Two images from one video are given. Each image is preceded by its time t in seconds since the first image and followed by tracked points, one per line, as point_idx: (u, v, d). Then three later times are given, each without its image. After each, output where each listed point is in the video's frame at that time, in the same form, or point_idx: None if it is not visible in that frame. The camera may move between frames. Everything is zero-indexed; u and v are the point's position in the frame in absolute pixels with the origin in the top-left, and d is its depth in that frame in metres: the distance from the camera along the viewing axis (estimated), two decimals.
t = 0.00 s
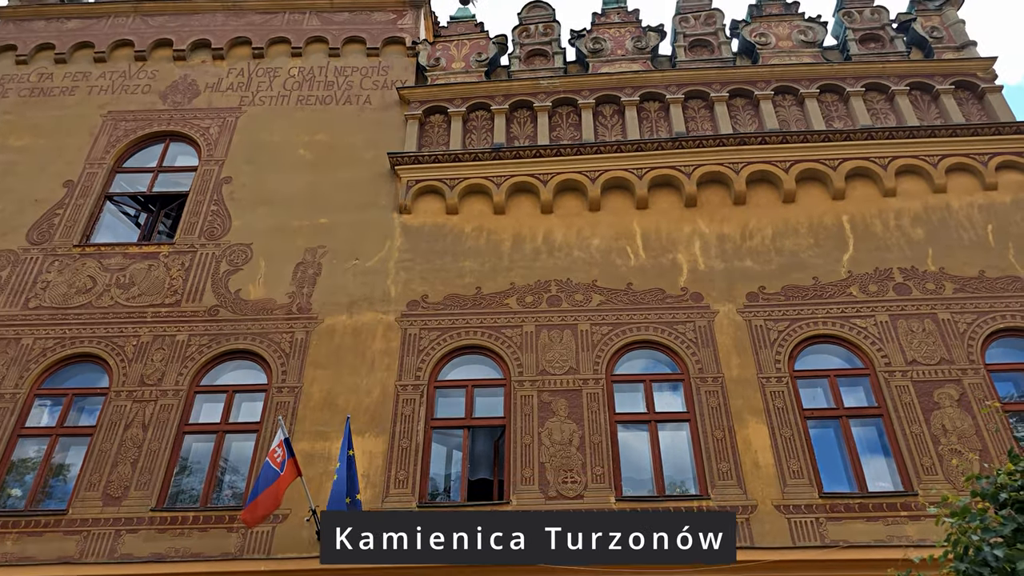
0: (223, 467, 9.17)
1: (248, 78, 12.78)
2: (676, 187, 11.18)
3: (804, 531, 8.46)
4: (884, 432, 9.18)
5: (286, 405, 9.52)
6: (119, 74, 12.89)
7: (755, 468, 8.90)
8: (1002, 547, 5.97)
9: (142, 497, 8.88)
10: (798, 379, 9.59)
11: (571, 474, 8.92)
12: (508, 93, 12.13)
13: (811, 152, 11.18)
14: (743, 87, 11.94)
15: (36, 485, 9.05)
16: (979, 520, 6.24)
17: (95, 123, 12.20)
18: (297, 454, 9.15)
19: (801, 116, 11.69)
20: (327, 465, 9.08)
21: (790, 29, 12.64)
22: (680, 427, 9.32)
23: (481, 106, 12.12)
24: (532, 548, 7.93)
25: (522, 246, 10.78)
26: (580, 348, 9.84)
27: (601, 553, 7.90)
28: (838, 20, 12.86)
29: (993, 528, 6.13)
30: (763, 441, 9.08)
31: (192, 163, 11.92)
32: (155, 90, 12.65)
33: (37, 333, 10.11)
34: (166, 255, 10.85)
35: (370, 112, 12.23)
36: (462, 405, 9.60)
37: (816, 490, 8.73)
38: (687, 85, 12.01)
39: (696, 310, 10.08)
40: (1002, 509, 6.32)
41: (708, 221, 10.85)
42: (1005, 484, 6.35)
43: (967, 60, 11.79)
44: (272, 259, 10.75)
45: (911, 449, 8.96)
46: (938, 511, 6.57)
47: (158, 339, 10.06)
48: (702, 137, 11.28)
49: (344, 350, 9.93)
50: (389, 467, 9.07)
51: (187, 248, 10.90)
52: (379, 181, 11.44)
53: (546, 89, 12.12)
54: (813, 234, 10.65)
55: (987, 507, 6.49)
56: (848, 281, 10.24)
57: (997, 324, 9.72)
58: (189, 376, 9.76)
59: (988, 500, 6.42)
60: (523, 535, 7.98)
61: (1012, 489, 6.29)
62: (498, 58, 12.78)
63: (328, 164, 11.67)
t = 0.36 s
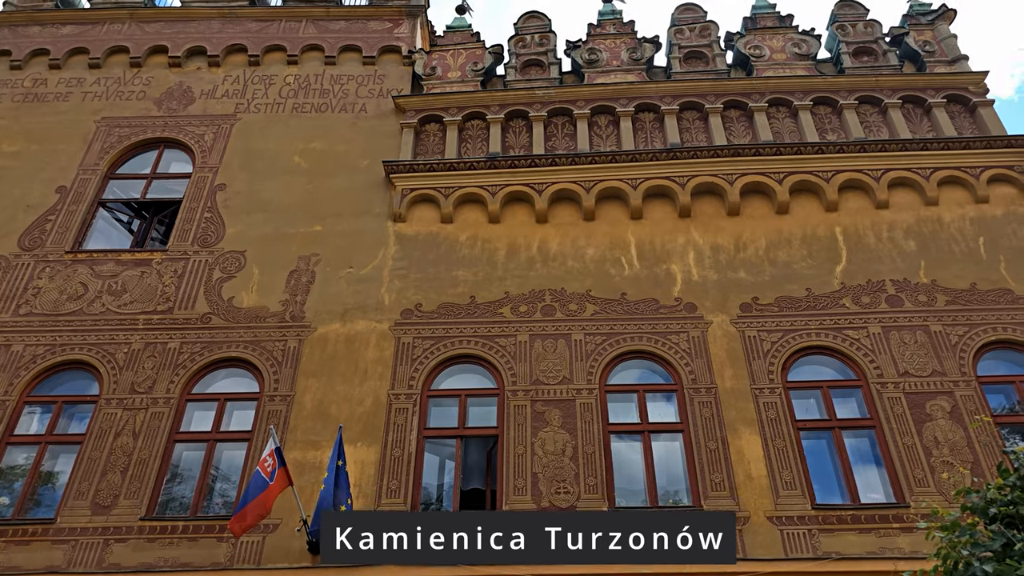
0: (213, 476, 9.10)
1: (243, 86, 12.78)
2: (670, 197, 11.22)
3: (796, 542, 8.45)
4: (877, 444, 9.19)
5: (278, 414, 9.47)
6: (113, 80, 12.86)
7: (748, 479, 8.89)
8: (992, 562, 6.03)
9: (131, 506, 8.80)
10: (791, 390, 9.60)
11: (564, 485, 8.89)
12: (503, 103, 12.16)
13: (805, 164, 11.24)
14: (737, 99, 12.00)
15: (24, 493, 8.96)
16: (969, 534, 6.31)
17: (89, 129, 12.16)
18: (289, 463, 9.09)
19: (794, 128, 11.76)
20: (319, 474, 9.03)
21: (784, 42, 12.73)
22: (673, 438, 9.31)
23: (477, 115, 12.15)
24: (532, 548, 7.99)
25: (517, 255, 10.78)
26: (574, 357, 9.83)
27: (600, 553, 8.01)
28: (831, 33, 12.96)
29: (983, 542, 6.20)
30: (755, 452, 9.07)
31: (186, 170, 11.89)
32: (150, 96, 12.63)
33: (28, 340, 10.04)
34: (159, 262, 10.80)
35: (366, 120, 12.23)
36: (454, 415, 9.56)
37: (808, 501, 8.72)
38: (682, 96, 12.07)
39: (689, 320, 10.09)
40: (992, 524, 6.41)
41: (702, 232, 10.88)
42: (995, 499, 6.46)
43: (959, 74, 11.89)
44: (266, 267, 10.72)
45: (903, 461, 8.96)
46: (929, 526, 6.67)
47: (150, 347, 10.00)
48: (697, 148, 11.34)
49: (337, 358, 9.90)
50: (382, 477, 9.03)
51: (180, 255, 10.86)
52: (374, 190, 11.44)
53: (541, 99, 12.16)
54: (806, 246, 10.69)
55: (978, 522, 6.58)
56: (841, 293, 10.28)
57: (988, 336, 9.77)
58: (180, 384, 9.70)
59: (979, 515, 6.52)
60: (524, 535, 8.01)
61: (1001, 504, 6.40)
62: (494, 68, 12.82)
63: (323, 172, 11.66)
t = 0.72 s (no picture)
0: (201, 488, 9.03)
1: (236, 96, 12.79)
2: (662, 211, 11.26)
3: (786, 557, 8.44)
4: (867, 458, 9.20)
5: (268, 425, 9.42)
6: (106, 89, 12.85)
7: (738, 493, 8.88)
8: None
9: (117, 518, 8.72)
10: (781, 404, 9.62)
11: (554, 498, 8.87)
12: (497, 115, 12.21)
13: (795, 179, 11.32)
14: (729, 113, 12.08)
15: (9, 504, 8.87)
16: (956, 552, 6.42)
17: (82, 138, 12.13)
18: (277, 475, 9.04)
19: (786, 143, 11.85)
20: (307, 487, 8.97)
21: (776, 57, 12.83)
22: (664, 451, 9.30)
23: (470, 127, 12.19)
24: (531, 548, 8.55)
25: (509, 267, 10.79)
26: (565, 370, 9.83)
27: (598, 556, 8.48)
28: (822, 50, 13.08)
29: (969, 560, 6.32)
30: (746, 466, 9.08)
31: (178, 179, 11.87)
32: (143, 106, 12.62)
33: (16, 349, 9.98)
34: (149, 271, 10.75)
35: (360, 131, 12.25)
36: (445, 427, 9.53)
37: (798, 516, 8.72)
38: (674, 110, 12.15)
39: (681, 333, 10.11)
40: (978, 542, 6.54)
41: (693, 245, 10.92)
42: (981, 517, 6.60)
43: (949, 91, 12.01)
44: (257, 277, 10.69)
45: (892, 476, 8.98)
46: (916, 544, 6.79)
47: (139, 357, 9.94)
48: (688, 162, 11.40)
49: (328, 369, 9.86)
50: (371, 489, 8.98)
51: (171, 265, 10.82)
52: (367, 201, 11.44)
53: (535, 111, 12.22)
54: (797, 260, 10.74)
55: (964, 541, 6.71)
56: (831, 307, 10.32)
57: (977, 351, 9.82)
58: (169, 395, 9.64)
59: (965, 533, 6.65)
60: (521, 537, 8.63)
61: (987, 522, 6.53)
62: (488, 80, 12.87)
63: (316, 182, 11.65)
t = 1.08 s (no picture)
0: (190, 503, 8.95)
1: (231, 109, 12.81)
2: (655, 226, 11.30)
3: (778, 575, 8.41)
4: (859, 476, 9.19)
5: (258, 440, 9.36)
6: (101, 101, 12.86)
7: (730, 510, 8.86)
8: None
9: (105, 533, 8.62)
10: (773, 421, 9.62)
11: (546, 514, 8.82)
12: (491, 130, 12.27)
13: (787, 196, 11.39)
14: (722, 130, 12.17)
15: None
16: (945, 572, 6.47)
17: (75, 150, 12.12)
18: (267, 490, 8.97)
19: (778, 160, 11.93)
20: (297, 502, 8.90)
21: (768, 75, 12.95)
22: (657, 467, 9.27)
23: (465, 141, 12.24)
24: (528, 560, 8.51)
25: (503, 281, 10.80)
26: (557, 385, 9.81)
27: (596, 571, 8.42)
28: (815, 68, 13.21)
29: None
30: (738, 483, 9.06)
31: (171, 192, 11.86)
32: (137, 118, 12.62)
33: (6, 361, 9.91)
34: (141, 283, 10.71)
35: (354, 145, 12.28)
36: (437, 442, 9.49)
37: (790, 533, 8.69)
38: (668, 127, 12.22)
39: (673, 349, 10.12)
40: (967, 562, 6.62)
41: (686, 261, 10.96)
42: (970, 537, 6.68)
43: (939, 110, 12.13)
44: (249, 290, 10.67)
45: (884, 494, 8.97)
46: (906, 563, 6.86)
47: (130, 370, 9.89)
48: (681, 178, 11.47)
49: (320, 383, 9.82)
50: (362, 505, 8.92)
51: (163, 277, 10.78)
52: (360, 214, 11.45)
53: (529, 127, 12.28)
54: (789, 276, 10.78)
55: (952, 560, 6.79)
56: (823, 323, 10.35)
57: (968, 369, 9.86)
58: (159, 409, 9.58)
59: (954, 553, 6.73)
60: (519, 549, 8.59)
61: (976, 543, 6.62)
62: (482, 95, 12.94)
63: (309, 196, 11.66)
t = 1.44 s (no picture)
0: (179, 522, 8.85)
1: (227, 127, 12.85)
2: (648, 247, 11.34)
3: None
4: (852, 498, 9.15)
5: (249, 459, 9.29)
6: (96, 118, 12.89)
7: (724, 532, 8.81)
8: None
9: (91, 553, 8.52)
10: (767, 442, 9.59)
11: (539, 536, 8.75)
12: (486, 150, 12.34)
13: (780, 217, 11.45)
14: (715, 152, 12.25)
15: None
16: None
17: (70, 166, 12.13)
18: (257, 510, 8.89)
19: (770, 181, 12.01)
20: (287, 522, 8.82)
21: (761, 97, 13.07)
22: (650, 489, 9.22)
23: (459, 161, 12.30)
24: None
25: (496, 300, 10.80)
26: (550, 405, 9.79)
27: None
28: (806, 90, 13.34)
29: None
30: (731, 505, 9.01)
31: (165, 209, 11.86)
32: (132, 135, 12.65)
33: None
34: (134, 301, 10.68)
35: (349, 164, 12.32)
36: (429, 462, 9.43)
37: (784, 556, 8.64)
38: (661, 147, 12.30)
39: (666, 369, 10.11)
40: None
41: (679, 281, 10.98)
42: (964, 562, 6.63)
43: (930, 133, 12.25)
44: (242, 307, 10.64)
45: (879, 516, 8.92)
46: None
47: (121, 387, 9.82)
48: (674, 199, 11.53)
49: (312, 402, 9.78)
50: (353, 526, 8.84)
51: (155, 295, 10.75)
52: (354, 233, 11.46)
53: (523, 147, 12.35)
54: (782, 297, 10.81)
55: None
56: (816, 344, 10.37)
57: (961, 391, 9.87)
58: (149, 427, 9.51)
59: None
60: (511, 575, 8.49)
61: (970, 567, 6.56)
62: (477, 115, 13.03)
63: (304, 214, 11.67)
